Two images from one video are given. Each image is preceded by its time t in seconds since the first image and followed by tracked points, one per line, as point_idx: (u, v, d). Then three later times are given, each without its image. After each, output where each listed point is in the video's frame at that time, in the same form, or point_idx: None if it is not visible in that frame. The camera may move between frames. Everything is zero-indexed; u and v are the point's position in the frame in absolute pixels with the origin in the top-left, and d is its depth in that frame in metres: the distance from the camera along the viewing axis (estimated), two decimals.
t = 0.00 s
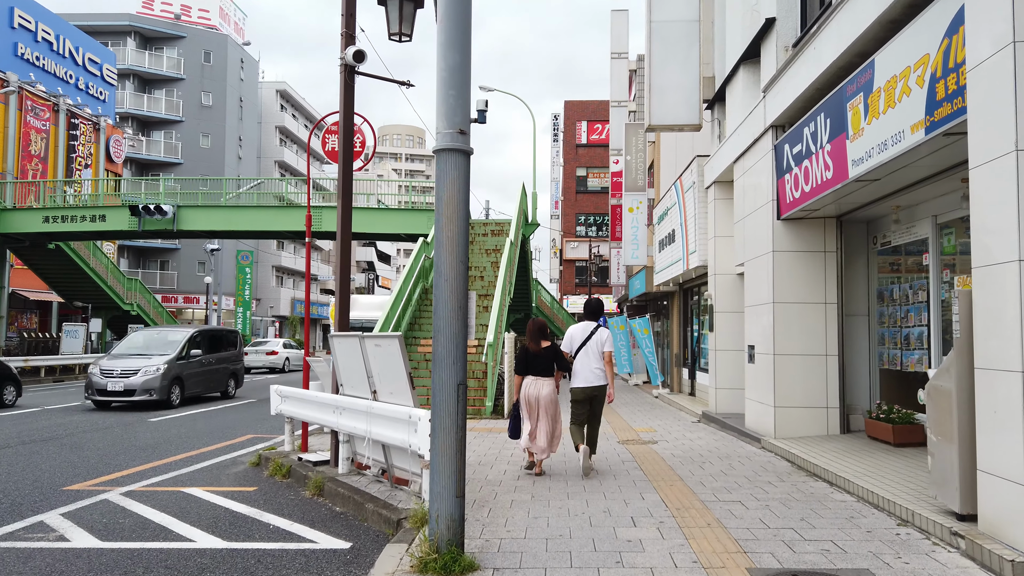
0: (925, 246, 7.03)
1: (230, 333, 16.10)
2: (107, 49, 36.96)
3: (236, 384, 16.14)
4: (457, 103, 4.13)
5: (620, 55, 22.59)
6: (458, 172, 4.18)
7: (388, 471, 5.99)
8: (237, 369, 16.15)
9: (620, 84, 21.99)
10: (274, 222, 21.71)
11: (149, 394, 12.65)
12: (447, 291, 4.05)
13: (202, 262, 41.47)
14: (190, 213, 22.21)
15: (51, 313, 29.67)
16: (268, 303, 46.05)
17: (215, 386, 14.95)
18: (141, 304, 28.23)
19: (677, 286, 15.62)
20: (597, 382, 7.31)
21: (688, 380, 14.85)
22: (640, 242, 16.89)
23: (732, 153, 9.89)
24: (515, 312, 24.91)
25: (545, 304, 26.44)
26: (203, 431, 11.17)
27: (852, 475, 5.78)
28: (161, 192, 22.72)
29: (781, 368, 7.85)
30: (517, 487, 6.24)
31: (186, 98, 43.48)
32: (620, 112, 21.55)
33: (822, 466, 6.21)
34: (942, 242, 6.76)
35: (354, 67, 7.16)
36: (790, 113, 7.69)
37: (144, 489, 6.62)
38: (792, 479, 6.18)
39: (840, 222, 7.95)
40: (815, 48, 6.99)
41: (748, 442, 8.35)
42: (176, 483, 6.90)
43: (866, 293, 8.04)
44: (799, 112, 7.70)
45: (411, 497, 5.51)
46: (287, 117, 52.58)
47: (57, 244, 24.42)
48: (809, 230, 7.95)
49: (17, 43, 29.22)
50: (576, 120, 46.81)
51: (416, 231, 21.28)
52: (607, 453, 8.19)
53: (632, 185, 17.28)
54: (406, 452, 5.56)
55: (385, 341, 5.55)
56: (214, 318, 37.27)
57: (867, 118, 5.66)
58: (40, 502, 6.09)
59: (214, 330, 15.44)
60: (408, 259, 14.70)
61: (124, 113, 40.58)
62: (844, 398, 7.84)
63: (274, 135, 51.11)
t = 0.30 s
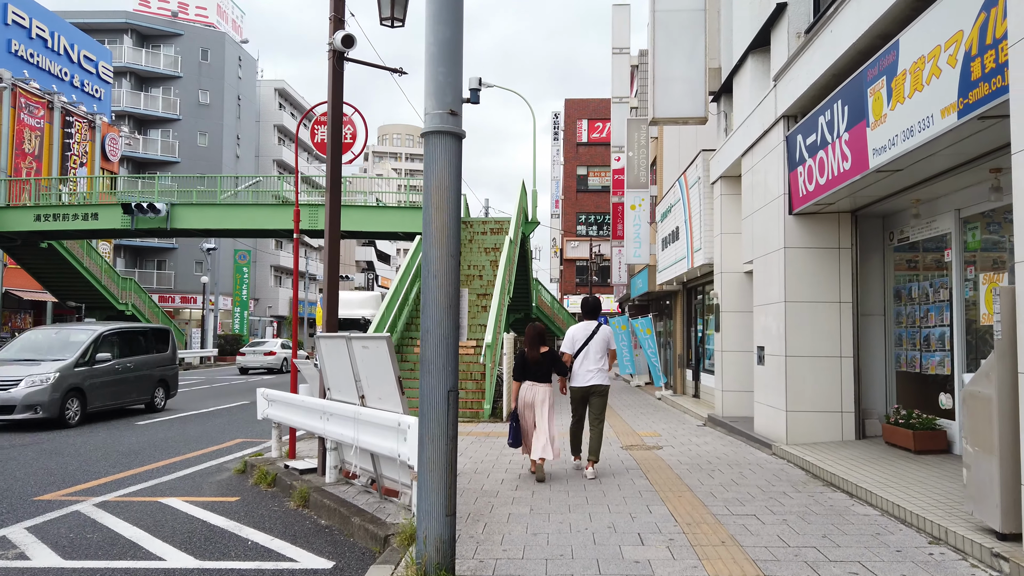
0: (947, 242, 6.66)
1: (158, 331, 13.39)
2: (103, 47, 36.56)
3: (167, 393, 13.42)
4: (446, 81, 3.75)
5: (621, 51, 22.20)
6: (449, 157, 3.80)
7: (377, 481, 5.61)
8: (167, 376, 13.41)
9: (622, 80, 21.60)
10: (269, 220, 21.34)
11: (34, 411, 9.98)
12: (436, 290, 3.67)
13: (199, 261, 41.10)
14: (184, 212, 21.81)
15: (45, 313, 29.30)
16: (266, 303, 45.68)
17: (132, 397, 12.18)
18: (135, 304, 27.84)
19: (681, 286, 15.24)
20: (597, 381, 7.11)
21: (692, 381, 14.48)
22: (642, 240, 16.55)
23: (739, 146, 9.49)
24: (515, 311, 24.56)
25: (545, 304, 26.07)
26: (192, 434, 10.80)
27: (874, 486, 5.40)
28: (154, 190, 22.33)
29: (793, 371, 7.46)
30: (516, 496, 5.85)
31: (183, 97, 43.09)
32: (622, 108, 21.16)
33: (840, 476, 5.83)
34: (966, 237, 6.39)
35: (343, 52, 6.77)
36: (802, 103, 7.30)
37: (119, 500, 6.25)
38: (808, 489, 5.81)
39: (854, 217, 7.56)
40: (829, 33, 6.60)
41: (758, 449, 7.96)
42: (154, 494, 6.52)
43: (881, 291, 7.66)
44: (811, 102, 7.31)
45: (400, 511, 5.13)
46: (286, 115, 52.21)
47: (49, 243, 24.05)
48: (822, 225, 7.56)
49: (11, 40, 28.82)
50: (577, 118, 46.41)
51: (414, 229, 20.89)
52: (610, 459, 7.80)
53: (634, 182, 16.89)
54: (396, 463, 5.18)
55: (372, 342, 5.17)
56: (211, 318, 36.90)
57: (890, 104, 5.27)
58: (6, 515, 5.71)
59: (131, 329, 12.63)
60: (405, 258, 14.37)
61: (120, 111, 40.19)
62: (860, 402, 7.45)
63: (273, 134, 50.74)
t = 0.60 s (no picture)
0: (971, 237, 6.28)
1: (47, 328, 10.76)
2: (99, 44, 36.14)
3: (57, 407, 10.68)
4: (434, 53, 3.36)
5: (623, 46, 21.80)
6: (438, 136, 3.40)
7: (364, 492, 5.23)
8: (55, 386, 10.64)
9: (624, 75, 21.23)
10: (264, 219, 20.97)
11: None
12: (423, 283, 3.27)
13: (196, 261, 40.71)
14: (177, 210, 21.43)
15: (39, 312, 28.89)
16: (265, 303, 45.29)
17: (12, 411, 9.76)
18: (130, 303, 27.48)
19: (683, 285, 14.88)
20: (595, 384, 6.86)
21: (696, 382, 14.09)
22: (645, 238, 16.19)
23: (747, 138, 9.10)
24: (514, 310, 24.17)
25: (546, 304, 25.69)
26: (178, 438, 10.42)
27: (899, 498, 5.02)
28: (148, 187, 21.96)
29: (807, 373, 7.06)
30: (513, 506, 5.48)
31: (180, 95, 42.72)
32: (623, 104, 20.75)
33: (859, 485, 5.47)
34: (992, 231, 6.01)
35: (331, 36, 6.39)
36: (816, 90, 6.89)
37: (90, 510, 5.87)
38: (826, 500, 5.42)
39: (871, 211, 7.17)
40: (846, 14, 6.21)
41: (769, 455, 7.56)
42: (129, 504, 6.13)
43: (899, 289, 7.28)
44: (827, 89, 6.90)
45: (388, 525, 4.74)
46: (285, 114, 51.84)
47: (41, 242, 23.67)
48: (837, 220, 7.17)
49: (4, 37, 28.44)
50: (578, 117, 45.98)
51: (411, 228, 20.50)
52: (612, 464, 7.43)
53: (636, 178, 16.48)
54: (383, 473, 4.79)
55: (358, 343, 4.79)
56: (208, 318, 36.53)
57: (917, 86, 4.89)
58: None
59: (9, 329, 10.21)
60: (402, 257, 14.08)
61: (116, 109, 39.82)
62: (877, 406, 7.05)
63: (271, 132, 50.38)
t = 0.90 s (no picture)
0: (989, 230, 5.93)
1: None
2: (90, 41, 35.68)
3: None
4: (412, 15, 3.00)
5: (621, 41, 21.41)
6: (416, 109, 3.03)
7: (343, 503, 4.85)
8: None
9: (621, 71, 20.82)
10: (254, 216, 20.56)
11: None
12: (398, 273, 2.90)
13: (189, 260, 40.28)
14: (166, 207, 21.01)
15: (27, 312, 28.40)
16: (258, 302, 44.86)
17: None
18: (120, 303, 27.05)
19: (683, 283, 14.56)
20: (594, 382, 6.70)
21: (695, 384, 13.73)
22: (643, 236, 15.82)
23: (751, 129, 8.73)
24: (510, 309, 23.76)
25: (542, 303, 25.33)
26: (159, 441, 10.02)
27: (919, 509, 4.65)
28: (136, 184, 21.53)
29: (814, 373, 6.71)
30: (504, 516, 5.12)
31: (173, 92, 42.23)
32: (621, 99, 20.35)
33: (874, 496, 5.10)
34: (1014, 224, 5.66)
35: (311, 16, 6.00)
36: (825, 75, 6.53)
37: (52, 522, 5.50)
38: (840, 512, 5.03)
39: (883, 204, 6.80)
40: None
41: (774, 460, 7.18)
42: (95, 515, 5.75)
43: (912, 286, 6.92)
44: (837, 75, 6.53)
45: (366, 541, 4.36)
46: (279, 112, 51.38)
47: (28, 240, 23.23)
48: (847, 212, 6.81)
49: None
50: (574, 115, 45.57)
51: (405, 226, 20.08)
52: (610, 470, 7.06)
53: (634, 175, 16.09)
54: (362, 484, 4.42)
55: (335, 343, 4.41)
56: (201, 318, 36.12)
57: (940, 66, 4.52)
58: None
59: None
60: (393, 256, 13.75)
61: (108, 106, 39.33)
62: (889, 409, 6.68)
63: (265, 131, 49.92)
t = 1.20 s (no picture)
0: (1009, 227, 5.59)
1: None
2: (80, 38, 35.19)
3: None
4: None
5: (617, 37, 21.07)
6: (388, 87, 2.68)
7: (319, 523, 4.49)
8: None
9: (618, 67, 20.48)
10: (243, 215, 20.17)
11: None
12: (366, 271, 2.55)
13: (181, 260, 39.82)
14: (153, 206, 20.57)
15: (14, 313, 27.90)
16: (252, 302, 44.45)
17: None
18: (109, 303, 26.61)
19: (681, 284, 14.22)
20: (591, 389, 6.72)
21: (694, 387, 13.39)
22: (640, 235, 15.45)
23: (754, 123, 8.36)
24: (505, 310, 23.38)
25: (538, 304, 24.98)
26: (139, 448, 9.62)
27: (943, 530, 4.29)
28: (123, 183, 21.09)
29: (822, 379, 6.36)
30: (494, 534, 4.76)
31: (165, 90, 41.74)
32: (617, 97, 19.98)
33: (893, 512, 4.75)
34: None
35: None
36: (836, 64, 6.17)
37: (8, 540, 5.11)
38: (856, 531, 4.68)
39: (895, 200, 6.44)
40: None
41: (780, 469, 6.82)
42: (56, 533, 5.37)
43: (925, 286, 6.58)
44: (848, 63, 6.16)
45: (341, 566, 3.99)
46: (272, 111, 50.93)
47: (13, 240, 22.77)
48: (857, 209, 6.46)
49: None
50: (571, 114, 45.25)
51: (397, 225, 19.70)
52: (607, 480, 6.69)
53: (631, 173, 15.74)
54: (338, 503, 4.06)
55: (309, 350, 4.03)
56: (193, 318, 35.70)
57: (967, 48, 4.17)
58: None
59: None
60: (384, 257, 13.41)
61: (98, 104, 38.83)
62: (902, 416, 6.33)
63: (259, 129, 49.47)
